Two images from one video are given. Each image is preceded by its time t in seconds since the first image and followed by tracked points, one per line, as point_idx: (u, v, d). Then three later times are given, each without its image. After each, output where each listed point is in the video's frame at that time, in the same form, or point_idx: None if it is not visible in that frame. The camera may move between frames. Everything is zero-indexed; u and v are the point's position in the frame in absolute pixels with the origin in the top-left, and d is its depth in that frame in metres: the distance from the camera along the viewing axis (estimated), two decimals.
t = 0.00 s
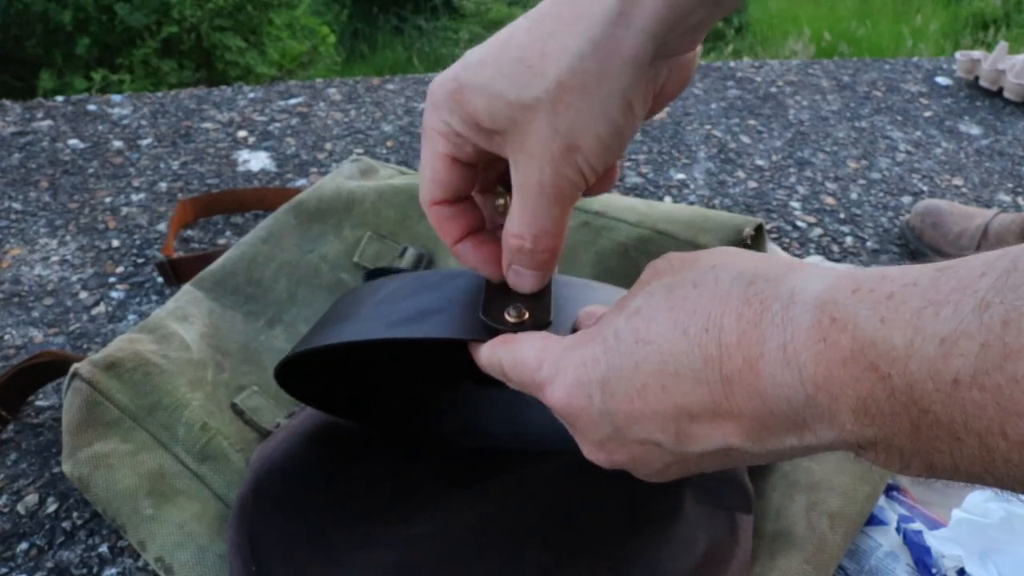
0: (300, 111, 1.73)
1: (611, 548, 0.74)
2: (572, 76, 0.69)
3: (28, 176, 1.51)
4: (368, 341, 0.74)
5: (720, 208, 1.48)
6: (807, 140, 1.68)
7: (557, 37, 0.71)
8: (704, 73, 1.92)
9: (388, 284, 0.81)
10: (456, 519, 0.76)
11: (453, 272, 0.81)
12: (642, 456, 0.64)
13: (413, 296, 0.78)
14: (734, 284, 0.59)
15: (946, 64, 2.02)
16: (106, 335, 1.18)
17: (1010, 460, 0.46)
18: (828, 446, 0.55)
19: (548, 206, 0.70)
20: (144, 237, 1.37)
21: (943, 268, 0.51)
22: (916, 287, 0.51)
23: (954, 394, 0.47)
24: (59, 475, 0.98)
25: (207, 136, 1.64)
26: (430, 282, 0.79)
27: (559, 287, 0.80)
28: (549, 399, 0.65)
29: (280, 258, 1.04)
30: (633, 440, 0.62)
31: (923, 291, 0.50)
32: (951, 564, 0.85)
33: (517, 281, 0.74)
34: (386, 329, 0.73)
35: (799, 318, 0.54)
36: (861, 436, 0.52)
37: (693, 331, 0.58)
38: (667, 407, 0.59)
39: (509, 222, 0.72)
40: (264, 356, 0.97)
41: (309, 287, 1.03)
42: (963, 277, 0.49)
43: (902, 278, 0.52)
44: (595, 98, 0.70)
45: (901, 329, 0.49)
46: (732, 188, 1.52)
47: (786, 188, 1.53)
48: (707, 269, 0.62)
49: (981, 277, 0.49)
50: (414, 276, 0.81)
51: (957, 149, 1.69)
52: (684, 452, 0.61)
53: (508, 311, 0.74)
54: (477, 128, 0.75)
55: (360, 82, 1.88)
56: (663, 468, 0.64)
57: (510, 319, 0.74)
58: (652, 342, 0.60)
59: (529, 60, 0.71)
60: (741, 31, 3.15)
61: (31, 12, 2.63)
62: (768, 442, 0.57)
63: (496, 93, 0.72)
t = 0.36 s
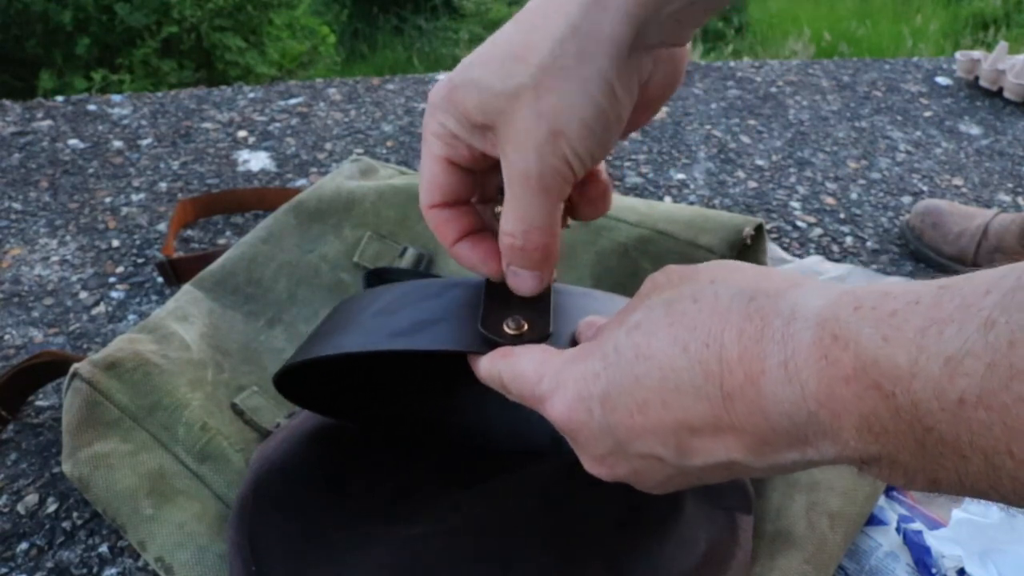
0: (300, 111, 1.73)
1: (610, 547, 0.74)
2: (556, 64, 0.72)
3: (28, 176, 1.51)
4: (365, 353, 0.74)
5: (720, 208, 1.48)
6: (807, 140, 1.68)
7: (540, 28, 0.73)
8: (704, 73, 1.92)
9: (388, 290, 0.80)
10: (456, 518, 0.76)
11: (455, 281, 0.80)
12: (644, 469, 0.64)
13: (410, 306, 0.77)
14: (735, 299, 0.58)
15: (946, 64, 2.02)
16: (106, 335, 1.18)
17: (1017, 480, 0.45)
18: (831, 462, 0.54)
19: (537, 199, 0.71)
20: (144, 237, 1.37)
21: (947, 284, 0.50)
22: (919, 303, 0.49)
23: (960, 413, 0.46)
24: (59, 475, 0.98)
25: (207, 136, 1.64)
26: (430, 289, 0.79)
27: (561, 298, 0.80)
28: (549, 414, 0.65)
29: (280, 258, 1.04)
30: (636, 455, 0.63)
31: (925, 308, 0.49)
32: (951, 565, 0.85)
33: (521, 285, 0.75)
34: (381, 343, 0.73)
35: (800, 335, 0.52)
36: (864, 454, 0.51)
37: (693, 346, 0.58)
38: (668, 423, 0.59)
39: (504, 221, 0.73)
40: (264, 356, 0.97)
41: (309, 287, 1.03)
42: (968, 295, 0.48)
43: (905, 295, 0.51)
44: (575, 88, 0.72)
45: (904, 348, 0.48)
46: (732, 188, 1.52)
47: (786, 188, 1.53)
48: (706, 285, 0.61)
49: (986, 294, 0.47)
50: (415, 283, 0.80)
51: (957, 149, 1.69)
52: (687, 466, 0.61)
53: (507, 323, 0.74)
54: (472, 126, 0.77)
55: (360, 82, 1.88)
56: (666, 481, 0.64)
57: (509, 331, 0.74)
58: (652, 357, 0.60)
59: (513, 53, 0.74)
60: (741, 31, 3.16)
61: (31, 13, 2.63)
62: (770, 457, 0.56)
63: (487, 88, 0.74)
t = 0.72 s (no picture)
0: (300, 111, 1.73)
1: (611, 548, 0.74)
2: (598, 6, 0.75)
3: (29, 176, 1.51)
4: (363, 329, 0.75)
5: (720, 208, 1.48)
6: (807, 141, 1.68)
7: None
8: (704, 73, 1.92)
9: (390, 273, 0.80)
10: (457, 519, 0.76)
11: (457, 261, 0.80)
12: (638, 442, 0.64)
13: (411, 285, 0.78)
14: (733, 273, 0.59)
15: (946, 64, 2.02)
16: (106, 335, 1.18)
17: (1003, 451, 0.47)
18: (823, 434, 0.55)
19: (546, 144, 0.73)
20: (144, 237, 1.37)
21: (939, 260, 0.51)
22: (912, 278, 0.51)
23: (949, 384, 0.47)
24: (59, 475, 0.98)
25: (207, 136, 1.64)
26: (430, 270, 0.79)
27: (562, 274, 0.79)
28: (547, 384, 0.65)
29: (280, 258, 1.04)
30: (631, 426, 0.63)
31: (918, 282, 0.50)
32: (951, 564, 0.85)
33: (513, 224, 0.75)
34: (378, 318, 0.73)
35: (796, 309, 0.54)
36: (856, 425, 0.52)
37: (691, 319, 0.58)
38: (664, 394, 0.59)
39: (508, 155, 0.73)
40: (264, 356, 0.97)
41: (309, 287, 1.03)
42: (959, 269, 0.49)
43: (898, 270, 0.52)
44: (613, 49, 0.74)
45: (897, 320, 0.49)
46: (732, 188, 1.52)
47: (786, 188, 1.53)
48: (708, 259, 0.62)
49: (977, 269, 0.49)
50: (418, 264, 0.81)
51: (957, 149, 1.69)
52: (681, 439, 0.61)
53: (509, 296, 0.73)
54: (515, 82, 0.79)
55: (360, 81, 1.88)
56: (659, 454, 0.65)
57: (510, 304, 0.73)
58: (650, 329, 0.60)
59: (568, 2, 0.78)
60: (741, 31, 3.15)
61: (31, 12, 2.63)
62: (764, 431, 0.57)
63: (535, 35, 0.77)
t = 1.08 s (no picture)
0: (300, 111, 1.73)
1: (611, 548, 0.74)
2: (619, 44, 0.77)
3: (28, 176, 1.51)
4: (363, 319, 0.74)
5: (721, 208, 1.48)
6: (807, 140, 1.68)
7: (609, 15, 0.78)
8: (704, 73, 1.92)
9: (390, 266, 0.80)
10: (457, 519, 0.76)
11: (458, 251, 0.80)
12: (634, 425, 0.64)
13: (411, 275, 0.77)
14: (731, 256, 0.59)
15: (946, 64, 2.02)
16: (106, 335, 1.17)
17: (993, 433, 0.47)
18: (818, 417, 0.55)
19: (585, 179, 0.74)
20: (144, 237, 1.37)
21: (935, 242, 0.51)
22: (907, 260, 0.51)
23: (941, 363, 0.47)
24: (59, 475, 0.98)
25: (207, 136, 1.64)
26: (430, 261, 0.79)
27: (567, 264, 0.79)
28: (545, 367, 0.66)
29: (280, 258, 1.04)
30: (628, 409, 0.63)
31: (913, 263, 0.50)
32: (951, 565, 0.85)
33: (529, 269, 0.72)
34: (379, 307, 0.73)
35: (792, 289, 0.54)
36: (850, 406, 0.52)
37: (689, 301, 0.58)
38: (660, 376, 0.59)
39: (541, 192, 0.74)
40: (263, 356, 0.97)
41: (309, 287, 1.03)
42: (954, 250, 0.50)
43: (894, 252, 0.52)
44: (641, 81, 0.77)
45: (892, 300, 0.49)
46: (732, 188, 1.52)
47: (786, 188, 1.53)
48: (706, 241, 0.62)
49: (971, 251, 0.49)
50: (419, 256, 0.80)
51: (958, 149, 1.69)
52: (676, 422, 0.62)
53: (507, 285, 0.74)
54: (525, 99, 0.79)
55: (360, 81, 1.88)
56: (655, 439, 0.65)
57: (509, 292, 0.73)
58: (649, 311, 0.60)
59: (583, 32, 0.79)
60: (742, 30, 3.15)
61: (31, 13, 2.63)
62: (760, 414, 0.57)
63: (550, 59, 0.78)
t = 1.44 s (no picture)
0: (300, 111, 1.73)
1: (610, 547, 0.74)
2: (582, 62, 0.74)
3: (29, 176, 1.51)
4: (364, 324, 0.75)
5: (720, 208, 1.48)
6: (807, 140, 1.68)
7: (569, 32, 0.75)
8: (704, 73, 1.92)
9: (389, 269, 0.81)
10: (457, 519, 0.76)
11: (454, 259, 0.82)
12: (635, 429, 0.64)
13: (411, 280, 0.79)
14: (735, 261, 0.59)
15: (946, 64, 2.02)
16: (106, 335, 1.18)
17: (1000, 444, 0.47)
18: (821, 427, 0.55)
19: (559, 201, 0.72)
20: (144, 237, 1.37)
21: (944, 251, 0.51)
22: (915, 267, 0.51)
23: (949, 373, 0.47)
24: (59, 475, 0.98)
25: (207, 136, 1.64)
26: (428, 266, 0.81)
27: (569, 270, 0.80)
28: (546, 368, 0.66)
29: (280, 258, 1.04)
30: (628, 413, 0.63)
31: (920, 271, 0.50)
32: (951, 564, 0.85)
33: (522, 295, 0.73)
34: (381, 312, 0.74)
35: (797, 295, 0.54)
36: (853, 416, 0.52)
37: (691, 306, 0.58)
38: (662, 381, 0.59)
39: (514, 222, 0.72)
40: (263, 356, 0.97)
41: (309, 287, 1.03)
42: (963, 259, 0.50)
43: (902, 259, 0.52)
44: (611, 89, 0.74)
45: (898, 308, 0.50)
46: (732, 188, 1.52)
47: (786, 188, 1.53)
48: (710, 248, 0.62)
49: (980, 259, 0.49)
50: (416, 261, 0.82)
51: (958, 149, 1.69)
52: (677, 428, 0.61)
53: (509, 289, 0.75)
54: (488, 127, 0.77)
55: (360, 81, 1.88)
56: (655, 443, 0.65)
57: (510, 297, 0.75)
58: (651, 315, 0.60)
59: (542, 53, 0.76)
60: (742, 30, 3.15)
61: (31, 12, 2.63)
62: (761, 422, 0.57)
63: (506, 84, 0.75)
